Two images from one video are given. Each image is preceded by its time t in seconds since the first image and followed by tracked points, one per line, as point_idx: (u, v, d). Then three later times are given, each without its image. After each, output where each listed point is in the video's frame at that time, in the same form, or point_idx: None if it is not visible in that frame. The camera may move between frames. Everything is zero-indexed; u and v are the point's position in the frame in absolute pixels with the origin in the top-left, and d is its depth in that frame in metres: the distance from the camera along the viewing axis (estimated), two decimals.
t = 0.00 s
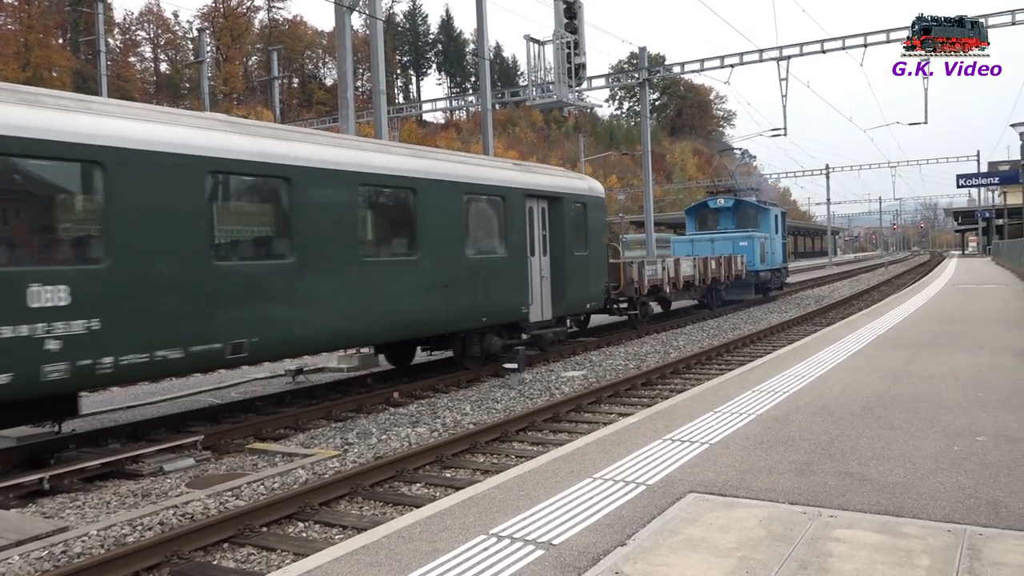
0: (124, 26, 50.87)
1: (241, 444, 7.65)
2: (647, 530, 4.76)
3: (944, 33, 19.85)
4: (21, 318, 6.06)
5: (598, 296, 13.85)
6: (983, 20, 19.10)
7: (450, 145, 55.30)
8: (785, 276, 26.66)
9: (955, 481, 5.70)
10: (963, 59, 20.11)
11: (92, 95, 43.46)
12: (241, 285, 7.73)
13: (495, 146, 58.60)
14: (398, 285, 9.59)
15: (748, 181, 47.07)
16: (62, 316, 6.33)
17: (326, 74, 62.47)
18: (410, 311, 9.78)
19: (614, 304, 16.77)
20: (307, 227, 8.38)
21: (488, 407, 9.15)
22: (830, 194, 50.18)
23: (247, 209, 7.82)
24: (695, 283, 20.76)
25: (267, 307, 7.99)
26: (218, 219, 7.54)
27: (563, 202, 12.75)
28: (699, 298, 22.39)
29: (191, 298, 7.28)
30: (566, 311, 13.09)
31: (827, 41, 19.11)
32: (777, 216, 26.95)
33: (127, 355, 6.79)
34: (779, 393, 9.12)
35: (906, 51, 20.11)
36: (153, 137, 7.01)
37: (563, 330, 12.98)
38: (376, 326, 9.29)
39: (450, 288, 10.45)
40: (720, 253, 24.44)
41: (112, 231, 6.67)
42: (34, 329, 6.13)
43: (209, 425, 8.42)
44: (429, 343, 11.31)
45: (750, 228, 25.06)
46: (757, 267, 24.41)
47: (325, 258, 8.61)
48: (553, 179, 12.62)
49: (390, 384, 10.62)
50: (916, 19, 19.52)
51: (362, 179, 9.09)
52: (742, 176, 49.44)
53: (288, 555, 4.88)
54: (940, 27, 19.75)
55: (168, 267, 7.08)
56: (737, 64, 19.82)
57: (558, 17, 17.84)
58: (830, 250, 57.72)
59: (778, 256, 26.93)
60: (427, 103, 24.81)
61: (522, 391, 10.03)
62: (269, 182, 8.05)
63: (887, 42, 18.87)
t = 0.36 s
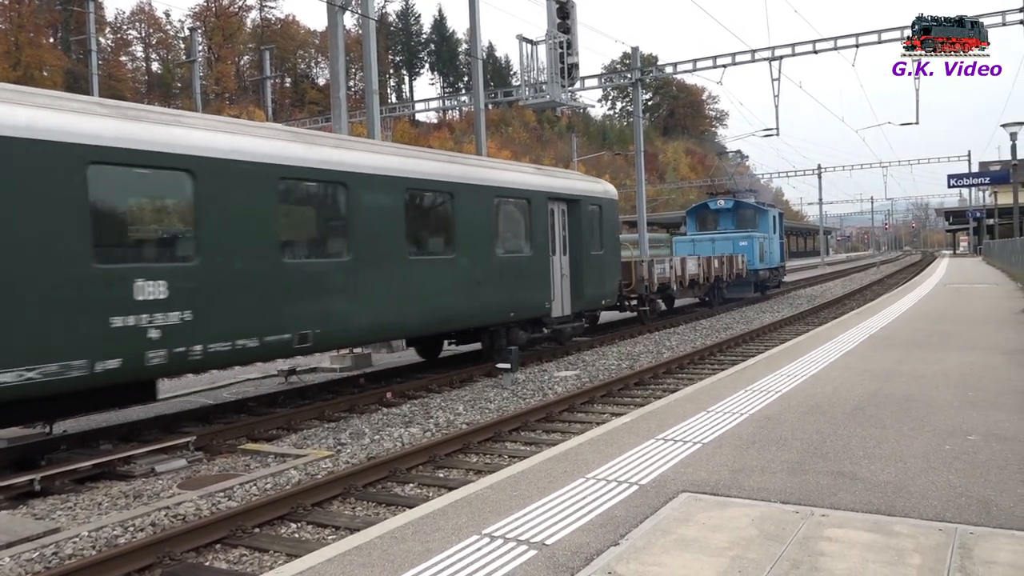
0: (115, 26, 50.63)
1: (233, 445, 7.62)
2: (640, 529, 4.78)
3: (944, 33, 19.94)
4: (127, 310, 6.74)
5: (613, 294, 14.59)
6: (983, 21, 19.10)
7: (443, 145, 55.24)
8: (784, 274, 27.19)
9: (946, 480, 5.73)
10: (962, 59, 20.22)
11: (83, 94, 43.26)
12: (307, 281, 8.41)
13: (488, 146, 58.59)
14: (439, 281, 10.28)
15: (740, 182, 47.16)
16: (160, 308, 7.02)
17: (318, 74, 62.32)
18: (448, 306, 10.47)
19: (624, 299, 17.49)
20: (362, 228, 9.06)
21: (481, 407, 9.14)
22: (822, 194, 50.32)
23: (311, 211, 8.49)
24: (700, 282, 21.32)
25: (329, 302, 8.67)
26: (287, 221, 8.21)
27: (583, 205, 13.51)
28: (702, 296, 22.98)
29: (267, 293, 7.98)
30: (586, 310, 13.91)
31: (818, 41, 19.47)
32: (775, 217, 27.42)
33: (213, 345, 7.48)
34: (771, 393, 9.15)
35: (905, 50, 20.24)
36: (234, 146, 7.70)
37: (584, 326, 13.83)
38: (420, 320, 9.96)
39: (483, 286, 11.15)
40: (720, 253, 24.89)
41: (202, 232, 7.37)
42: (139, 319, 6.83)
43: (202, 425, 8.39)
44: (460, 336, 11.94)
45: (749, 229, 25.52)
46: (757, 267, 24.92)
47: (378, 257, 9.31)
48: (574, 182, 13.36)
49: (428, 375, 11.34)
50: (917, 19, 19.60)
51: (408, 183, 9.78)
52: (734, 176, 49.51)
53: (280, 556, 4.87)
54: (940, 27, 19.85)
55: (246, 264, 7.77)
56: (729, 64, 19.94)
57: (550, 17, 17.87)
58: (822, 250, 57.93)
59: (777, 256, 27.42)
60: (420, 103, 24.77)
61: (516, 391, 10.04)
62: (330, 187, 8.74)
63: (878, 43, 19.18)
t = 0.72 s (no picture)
0: (110, 27, 50.49)
1: (228, 448, 7.60)
2: (636, 530, 4.78)
3: (945, 33, 20.01)
4: (215, 304, 7.59)
5: (627, 293, 15.42)
6: (983, 21, 19.69)
7: (437, 146, 55.22)
8: (783, 276, 28.09)
9: (941, 481, 5.75)
10: (963, 59, 20.34)
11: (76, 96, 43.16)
12: (362, 280, 9.28)
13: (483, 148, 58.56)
14: (474, 280, 11.15)
15: (735, 183, 47.22)
16: (241, 303, 7.87)
17: (313, 76, 62.27)
18: (482, 303, 11.30)
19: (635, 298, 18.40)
20: (408, 232, 9.92)
21: (476, 408, 9.15)
22: (817, 195, 50.42)
23: (365, 217, 9.36)
24: (705, 282, 22.29)
25: (381, 299, 9.54)
26: (345, 225, 9.07)
27: (600, 209, 14.34)
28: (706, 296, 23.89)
29: (331, 289, 8.85)
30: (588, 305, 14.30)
31: (812, 42, 20.98)
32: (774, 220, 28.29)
33: (286, 336, 8.35)
34: (767, 394, 9.15)
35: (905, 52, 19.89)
36: (303, 158, 8.57)
37: (600, 321, 14.57)
38: (457, 316, 10.81)
39: (513, 285, 11.99)
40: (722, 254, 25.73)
41: (278, 236, 8.24)
42: (226, 313, 7.70)
43: (197, 428, 8.37)
44: (484, 332, 12.65)
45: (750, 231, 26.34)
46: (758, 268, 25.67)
47: (423, 258, 10.18)
48: (593, 188, 14.24)
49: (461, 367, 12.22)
50: (917, 19, 19.46)
51: (448, 190, 10.65)
52: (729, 178, 49.58)
53: (275, 559, 4.86)
54: (941, 27, 19.87)
55: (313, 264, 8.63)
56: (726, 65, 21.41)
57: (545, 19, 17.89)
58: (816, 251, 58.12)
59: (777, 258, 28.30)
60: (416, 105, 24.80)
61: (511, 393, 10.04)
62: (383, 194, 9.62)
63: (870, 44, 20.84)
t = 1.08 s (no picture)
0: (102, 29, 50.21)
1: (221, 450, 7.58)
2: (630, 532, 4.79)
3: (944, 33, 20.06)
4: (283, 301, 8.33)
5: (636, 292, 16.27)
6: (983, 21, 20.25)
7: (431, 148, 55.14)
8: (781, 276, 28.83)
9: (933, 481, 5.78)
10: (962, 60, 20.54)
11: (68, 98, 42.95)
12: (406, 278, 10.03)
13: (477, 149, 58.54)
14: (502, 279, 11.93)
15: (729, 185, 47.29)
16: (305, 300, 8.60)
17: (307, 77, 62.14)
18: (508, 301, 12.10)
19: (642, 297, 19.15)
20: (445, 234, 10.70)
21: (471, 410, 9.15)
22: (810, 196, 50.55)
23: (409, 219, 10.10)
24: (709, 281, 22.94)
25: (422, 295, 10.29)
26: (391, 227, 9.79)
27: (612, 213, 15.16)
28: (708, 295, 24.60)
29: (381, 287, 9.60)
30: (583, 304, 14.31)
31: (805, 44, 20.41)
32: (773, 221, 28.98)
33: (343, 330, 9.10)
34: (760, 395, 9.18)
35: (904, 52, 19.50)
36: (357, 167, 9.32)
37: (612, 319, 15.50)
38: (487, 312, 11.58)
39: (535, 283, 12.79)
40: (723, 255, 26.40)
41: (338, 238, 9.00)
42: (293, 309, 8.44)
43: (190, 430, 8.35)
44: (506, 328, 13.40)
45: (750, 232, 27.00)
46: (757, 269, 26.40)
47: (459, 258, 10.96)
48: (608, 194, 15.04)
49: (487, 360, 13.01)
50: (917, 20, 19.36)
51: (479, 195, 11.43)
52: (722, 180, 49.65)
53: (270, 561, 4.85)
54: (940, 27, 19.69)
55: (366, 264, 9.37)
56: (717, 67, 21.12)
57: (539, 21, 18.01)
58: (810, 252, 58.28)
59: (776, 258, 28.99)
60: (409, 106, 24.78)
61: (505, 394, 10.04)
62: (424, 199, 10.38)
63: (864, 45, 20.49)
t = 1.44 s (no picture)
0: (96, 30, 50.00)
1: (215, 453, 7.56)
2: (623, 534, 4.80)
3: (944, 33, 20.03)
4: (339, 298, 9.08)
5: (645, 292, 17.05)
6: (983, 21, 20.51)
7: (425, 150, 55.14)
8: (780, 277, 29.56)
9: (925, 483, 5.81)
10: (962, 59, 20.67)
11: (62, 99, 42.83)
12: (443, 278, 10.78)
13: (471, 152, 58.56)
14: (526, 279, 12.67)
15: (723, 188, 47.42)
16: (357, 297, 9.35)
17: (301, 79, 62.09)
18: (532, 300, 12.86)
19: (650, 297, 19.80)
20: (477, 237, 11.45)
21: (465, 412, 9.16)
22: (804, 199, 50.69)
23: (444, 223, 10.85)
24: (713, 283, 23.67)
25: (457, 294, 11.05)
26: (430, 231, 10.54)
27: (625, 217, 15.90)
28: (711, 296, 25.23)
29: (423, 285, 10.37)
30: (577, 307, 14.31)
31: (799, 47, 20.51)
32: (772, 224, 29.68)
33: (388, 325, 9.85)
34: (754, 398, 9.22)
35: (903, 52, 19.48)
36: (400, 175, 10.08)
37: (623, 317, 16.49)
38: (515, 311, 12.35)
39: (555, 283, 13.54)
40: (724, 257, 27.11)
41: (385, 241, 9.77)
42: (347, 305, 9.21)
43: (184, 433, 8.34)
44: (522, 328, 14.19)
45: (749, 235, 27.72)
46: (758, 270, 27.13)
47: (489, 260, 11.72)
48: (620, 200, 15.77)
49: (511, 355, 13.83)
50: (917, 19, 19.50)
51: (504, 200, 12.16)
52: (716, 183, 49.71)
53: (263, 564, 4.85)
54: (940, 27, 19.76)
55: (407, 264, 10.12)
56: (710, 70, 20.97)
57: (533, 24, 17.95)
58: (802, 255, 58.44)
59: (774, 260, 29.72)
60: (403, 108, 24.80)
61: (499, 397, 10.04)
62: (458, 205, 11.14)
63: (857, 49, 20.14)
